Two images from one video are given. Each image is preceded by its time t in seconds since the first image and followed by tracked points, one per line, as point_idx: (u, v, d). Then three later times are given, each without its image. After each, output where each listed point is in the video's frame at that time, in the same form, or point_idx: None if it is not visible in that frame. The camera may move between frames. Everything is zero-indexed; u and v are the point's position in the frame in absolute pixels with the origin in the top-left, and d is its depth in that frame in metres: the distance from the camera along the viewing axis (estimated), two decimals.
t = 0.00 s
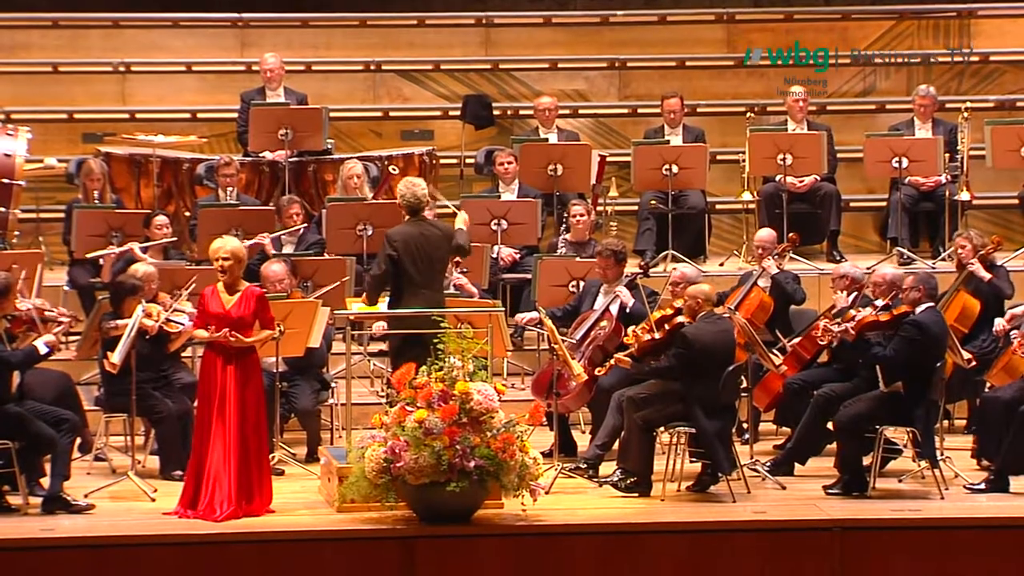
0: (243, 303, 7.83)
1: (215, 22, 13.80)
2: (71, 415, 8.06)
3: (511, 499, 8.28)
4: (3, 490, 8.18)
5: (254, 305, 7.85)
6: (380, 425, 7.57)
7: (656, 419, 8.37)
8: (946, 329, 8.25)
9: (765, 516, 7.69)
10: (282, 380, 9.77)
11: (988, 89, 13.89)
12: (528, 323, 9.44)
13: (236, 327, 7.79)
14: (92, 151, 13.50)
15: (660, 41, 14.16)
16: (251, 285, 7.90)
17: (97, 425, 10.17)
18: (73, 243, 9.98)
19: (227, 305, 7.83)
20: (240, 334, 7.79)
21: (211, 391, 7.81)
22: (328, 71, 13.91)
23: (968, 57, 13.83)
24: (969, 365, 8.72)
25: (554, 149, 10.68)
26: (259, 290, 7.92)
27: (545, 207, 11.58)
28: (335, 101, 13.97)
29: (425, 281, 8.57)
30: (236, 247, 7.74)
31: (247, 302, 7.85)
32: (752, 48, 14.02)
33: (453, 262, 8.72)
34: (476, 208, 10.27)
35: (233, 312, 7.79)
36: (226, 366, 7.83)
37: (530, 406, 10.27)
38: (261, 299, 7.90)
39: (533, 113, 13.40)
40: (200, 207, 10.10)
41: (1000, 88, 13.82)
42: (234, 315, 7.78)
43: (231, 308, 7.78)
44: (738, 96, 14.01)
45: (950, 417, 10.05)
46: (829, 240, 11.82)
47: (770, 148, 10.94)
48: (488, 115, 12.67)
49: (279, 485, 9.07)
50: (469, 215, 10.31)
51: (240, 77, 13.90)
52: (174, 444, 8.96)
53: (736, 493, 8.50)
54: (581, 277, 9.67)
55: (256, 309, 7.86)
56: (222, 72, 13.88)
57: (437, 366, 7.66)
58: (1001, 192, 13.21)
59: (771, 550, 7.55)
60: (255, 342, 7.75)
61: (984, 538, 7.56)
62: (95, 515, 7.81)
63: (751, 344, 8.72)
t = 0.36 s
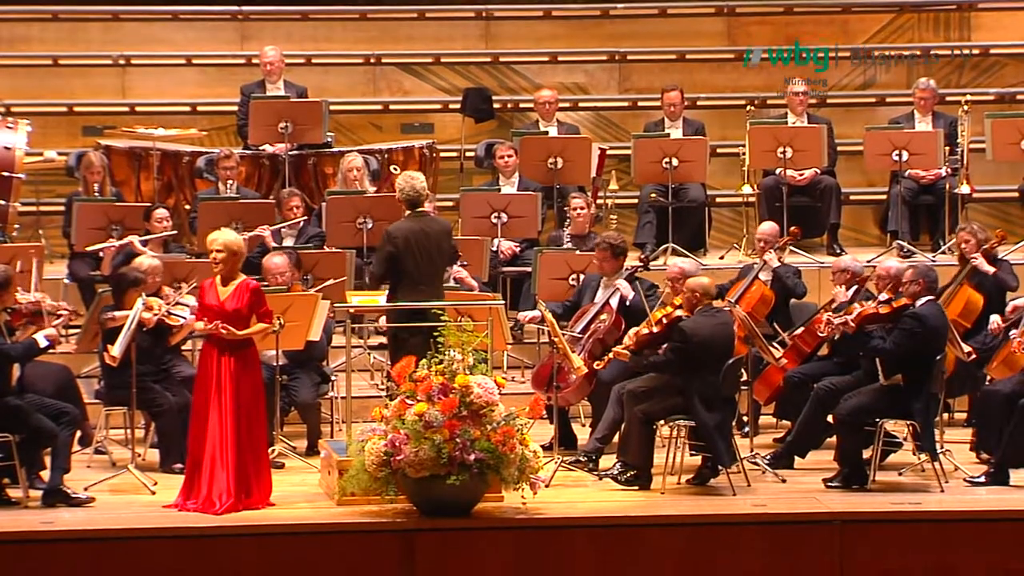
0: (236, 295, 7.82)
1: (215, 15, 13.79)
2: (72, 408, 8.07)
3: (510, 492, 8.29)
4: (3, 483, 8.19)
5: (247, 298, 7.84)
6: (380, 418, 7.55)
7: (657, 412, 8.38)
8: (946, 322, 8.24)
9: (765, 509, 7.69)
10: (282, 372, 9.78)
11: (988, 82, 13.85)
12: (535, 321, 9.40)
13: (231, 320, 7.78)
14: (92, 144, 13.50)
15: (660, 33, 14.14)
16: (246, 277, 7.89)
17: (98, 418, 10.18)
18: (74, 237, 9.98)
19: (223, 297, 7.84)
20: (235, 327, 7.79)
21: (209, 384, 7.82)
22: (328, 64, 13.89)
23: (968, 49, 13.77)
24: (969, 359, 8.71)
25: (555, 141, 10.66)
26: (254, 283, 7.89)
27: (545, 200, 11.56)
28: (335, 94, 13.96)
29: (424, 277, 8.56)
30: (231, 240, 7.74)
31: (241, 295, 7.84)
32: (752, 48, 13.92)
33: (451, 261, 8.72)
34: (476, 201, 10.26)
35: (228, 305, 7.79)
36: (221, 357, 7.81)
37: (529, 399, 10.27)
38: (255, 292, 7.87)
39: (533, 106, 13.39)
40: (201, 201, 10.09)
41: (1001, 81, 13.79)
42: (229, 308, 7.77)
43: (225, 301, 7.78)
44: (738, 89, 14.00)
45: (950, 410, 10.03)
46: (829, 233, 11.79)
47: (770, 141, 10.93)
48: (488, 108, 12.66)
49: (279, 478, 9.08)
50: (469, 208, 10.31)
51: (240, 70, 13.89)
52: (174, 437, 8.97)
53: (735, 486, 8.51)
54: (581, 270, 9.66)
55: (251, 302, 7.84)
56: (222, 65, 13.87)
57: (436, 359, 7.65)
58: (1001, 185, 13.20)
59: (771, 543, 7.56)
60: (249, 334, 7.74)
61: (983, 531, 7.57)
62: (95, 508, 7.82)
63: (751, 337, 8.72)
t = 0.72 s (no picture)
0: (227, 289, 7.82)
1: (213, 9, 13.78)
2: (71, 402, 8.07)
3: (508, 486, 8.29)
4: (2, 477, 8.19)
5: (238, 292, 7.82)
6: (379, 413, 7.59)
7: (655, 407, 8.38)
8: (944, 317, 8.26)
9: (763, 503, 7.70)
10: (280, 367, 9.79)
11: (986, 77, 13.81)
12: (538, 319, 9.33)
13: (223, 314, 7.79)
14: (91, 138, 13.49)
15: (658, 28, 14.13)
16: (238, 270, 7.87)
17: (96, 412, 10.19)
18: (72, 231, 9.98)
19: (215, 290, 7.86)
20: (226, 320, 7.79)
21: (204, 379, 7.83)
22: (327, 58, 13.87)
23: (967, 43, 13.75)
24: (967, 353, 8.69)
25: (554, 136, 10.65)
26: (246, 276, 7.87)
27: (544, 194, 11.55)
28: (333, 89, 13.94)
29: (422, 272, 8.56)
30: (222, 233, 7.72)
31: (232, 288, 7.83)
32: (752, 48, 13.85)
33: (447, 255, 8.73)
34: (474, 195, 10.26)
35: (219, 298, 7.80)
36: (215, 350, 7.81)
37: (528, 393, 10.27)
38: (246, 285, 7.85)
39: (531, 100, 13.38)
40: (198, 195, 10.15)
41: (999, 75, 13.77)
42: (220, 302, 7.79)
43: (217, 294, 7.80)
44: (736, 83, 13.99)
45: (949, 405, 10.00)
46: (827, 227, 11.83)
47: (768, 135, 10.92)
48: (486, 102, 12.65)
49: (277, 472, 9.08)
50: (467, 203, 10.30)
51: (239, 65, 13.88)
52: (173, 431, 8.98)
53: (734, 480, 8.51)
54: (580, 265, 9.68)
55: (241, 297, 7.81)
56: (220, 59, 13.86)
57: (435, 353, 7.66)
58: (999, 179, 13.20)
59: (769, 537, 7.57)
60: (240, 327, 7.73)
61: (980, 525, 7.58)
62: (93, 502, 7.82)
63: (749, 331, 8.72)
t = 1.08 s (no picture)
0: (220, 287, 7.81)
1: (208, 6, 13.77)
2: (65, 399, 8.05)
3: (502, 484, 8.29)
4: None
5: (232, 290, 7.82)
6: (373, 410, 7.59)
7: (650, 404, 8.37)
8: (939, 315, 8.27)
9: (757, 500, 7.71)
10: (274, 364, 9.80)
11: (982, 74, 13.78)
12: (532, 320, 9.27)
13: (218, 312, 7.78)
14: (85, 136, 13.48)
15: (652, 25, 14.13)
16: (232, 268, 7.86)
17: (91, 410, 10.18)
18: (65, 229, 9.96)
19: (209, 289, 7.85)
20: (220, 318, 7.78)
21: (198, 376, 7.81)
22: (321, 56, 13.85)
23: (961, 40, 13.73)
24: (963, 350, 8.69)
25: (548, 133, 10.64)
26: (240, 274, 7.87)
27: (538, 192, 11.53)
28: (328, 86, 13.93)
29: (422, 267, 8.64)
30: (219, 231, 7.73)
31: (225, 286, 7.82)
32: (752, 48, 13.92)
33: (449, 253, 8.81)
34: (468, 193, 10.27)
35: (212, 297, 7.79)
36: (209, 348, 7.80)
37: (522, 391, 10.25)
38: (240, 283, 7.84)
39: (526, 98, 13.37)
40: (192, 192, 10.13)
41: (993, 72, 13.77)
42: (214, 300, 7.78)
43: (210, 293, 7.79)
44: (730, 81, 13.96)
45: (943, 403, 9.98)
46: (821, 225, 11.79)
47: (762, 133, 10.93)
48: (481, 99, 12.64)
49: (271, 470, 9.07)
50: (461, 200, 10.30)
51: (233, 62, 13.87)
52: (166, 429, 8.97)
53: (728, 478, 8.53)
54: (574, 263, 9.70)
55: (236, 295, 7.82)
56: (214, 57, 13.85)
57: (429, 350, 7.66)
58: (993, 177, 13.19)
59: (762, 534, 7.58)
60: (235, 325, 7.72)
61: (974, 522, 7.60)
62: (88, 499, 7.81)
63: (743, 328, 8.72)
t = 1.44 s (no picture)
0: (217, 287, 7.83)
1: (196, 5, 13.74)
2: (52, 399, 8.05)
3: (491, 484, 8.30)
4: None
5: (228, 290, 7.85)
6: (361, 410, 7.59)
7: (638, 404, 8.38)
8: (927, 315, 8.28)
9: (745, 500, 7.72)
10: (263, 363, 9.81)
11: (969, 74, 13.80)
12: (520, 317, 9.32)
13: (211, 311, 7.78)
14: (73, 135, 13.45)
15: (641, 25, 14.13)
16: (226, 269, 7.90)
17: (79, 410, 10.17)
18: (52, 228, 9.92)
19: (203, 289, 7.84)
20: (215, 318, 7.79)
21: (188, 376, 7.81)
22: (309, 56, 13.83)
23: (949, 40, 13.75)
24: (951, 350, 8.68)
25: (536, 133, 10.62)
26: (234, 275, 7.91)
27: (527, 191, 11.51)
28: (316, 86, 13.91)
29: (413, 266, 8.72)
30: (217, 231, 7.73)
31: (221, 287, 7.85)
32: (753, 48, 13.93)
33: (444, 254, 8.90)
34: (456, 192, 10.25)
35: (208, 297, 7.80)
36: (203, 349, 7.79)
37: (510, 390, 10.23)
38: (235, 284, 7.89)
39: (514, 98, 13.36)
40: (180, 192, 10.09)
41: (981, 72, 13.78)
42: (210, 300, 7.78)
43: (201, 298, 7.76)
44: (718, 80, 13.98)
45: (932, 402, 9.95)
46: (810, 224, 11.79)
47: (750, 132, 10.91)
48: (469, 99, 12.63)
49: (259, 470, 9.07)
50: (450, 200, 10.29)
51: (221, 61, 13.84)
52: (155, 429, 8.96)
53: (716, 477, 8.54)
54: (562, 262, 9.71)
55: (231, 294, 7.85)
56: (202, 56, 13.82)
57: (418, 350, 7.67)
58: (981, 176, 13.21)
59: (751, 534, 7.59)
60: (229, 325, 7.73)
61: (961, 521, 7.62)
62: (76, 499, 7.80)
63: (732, 328, 8.74)
